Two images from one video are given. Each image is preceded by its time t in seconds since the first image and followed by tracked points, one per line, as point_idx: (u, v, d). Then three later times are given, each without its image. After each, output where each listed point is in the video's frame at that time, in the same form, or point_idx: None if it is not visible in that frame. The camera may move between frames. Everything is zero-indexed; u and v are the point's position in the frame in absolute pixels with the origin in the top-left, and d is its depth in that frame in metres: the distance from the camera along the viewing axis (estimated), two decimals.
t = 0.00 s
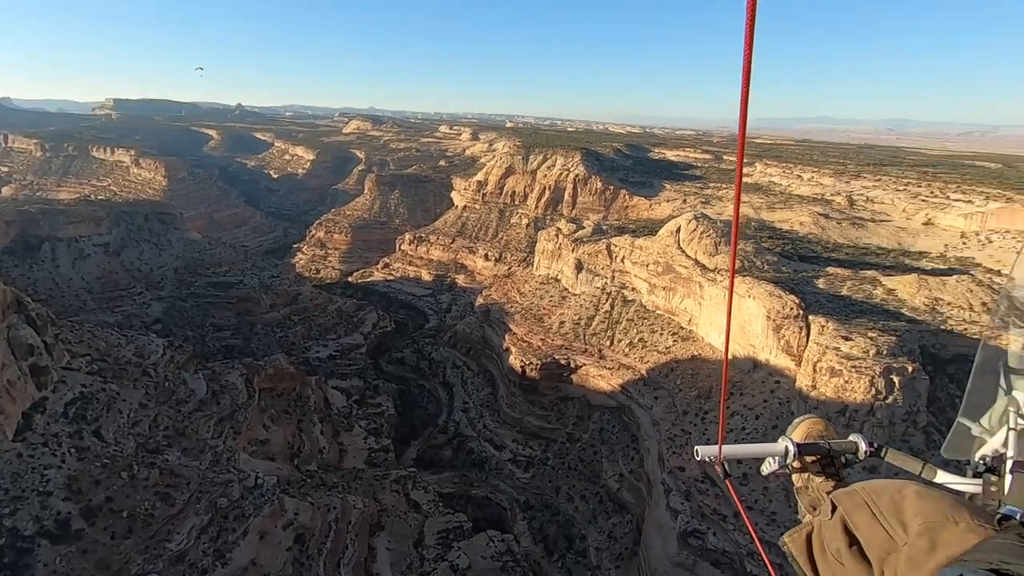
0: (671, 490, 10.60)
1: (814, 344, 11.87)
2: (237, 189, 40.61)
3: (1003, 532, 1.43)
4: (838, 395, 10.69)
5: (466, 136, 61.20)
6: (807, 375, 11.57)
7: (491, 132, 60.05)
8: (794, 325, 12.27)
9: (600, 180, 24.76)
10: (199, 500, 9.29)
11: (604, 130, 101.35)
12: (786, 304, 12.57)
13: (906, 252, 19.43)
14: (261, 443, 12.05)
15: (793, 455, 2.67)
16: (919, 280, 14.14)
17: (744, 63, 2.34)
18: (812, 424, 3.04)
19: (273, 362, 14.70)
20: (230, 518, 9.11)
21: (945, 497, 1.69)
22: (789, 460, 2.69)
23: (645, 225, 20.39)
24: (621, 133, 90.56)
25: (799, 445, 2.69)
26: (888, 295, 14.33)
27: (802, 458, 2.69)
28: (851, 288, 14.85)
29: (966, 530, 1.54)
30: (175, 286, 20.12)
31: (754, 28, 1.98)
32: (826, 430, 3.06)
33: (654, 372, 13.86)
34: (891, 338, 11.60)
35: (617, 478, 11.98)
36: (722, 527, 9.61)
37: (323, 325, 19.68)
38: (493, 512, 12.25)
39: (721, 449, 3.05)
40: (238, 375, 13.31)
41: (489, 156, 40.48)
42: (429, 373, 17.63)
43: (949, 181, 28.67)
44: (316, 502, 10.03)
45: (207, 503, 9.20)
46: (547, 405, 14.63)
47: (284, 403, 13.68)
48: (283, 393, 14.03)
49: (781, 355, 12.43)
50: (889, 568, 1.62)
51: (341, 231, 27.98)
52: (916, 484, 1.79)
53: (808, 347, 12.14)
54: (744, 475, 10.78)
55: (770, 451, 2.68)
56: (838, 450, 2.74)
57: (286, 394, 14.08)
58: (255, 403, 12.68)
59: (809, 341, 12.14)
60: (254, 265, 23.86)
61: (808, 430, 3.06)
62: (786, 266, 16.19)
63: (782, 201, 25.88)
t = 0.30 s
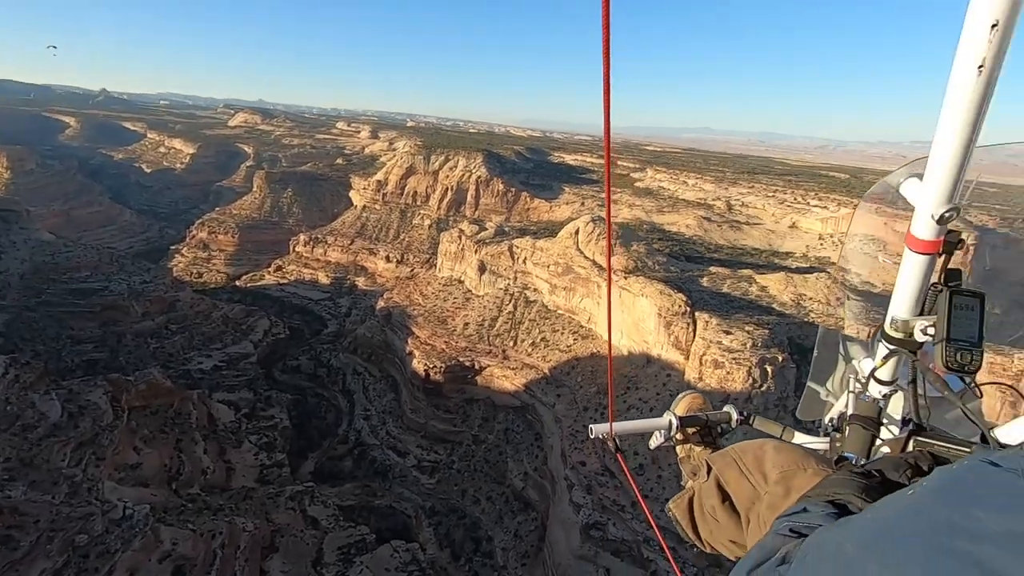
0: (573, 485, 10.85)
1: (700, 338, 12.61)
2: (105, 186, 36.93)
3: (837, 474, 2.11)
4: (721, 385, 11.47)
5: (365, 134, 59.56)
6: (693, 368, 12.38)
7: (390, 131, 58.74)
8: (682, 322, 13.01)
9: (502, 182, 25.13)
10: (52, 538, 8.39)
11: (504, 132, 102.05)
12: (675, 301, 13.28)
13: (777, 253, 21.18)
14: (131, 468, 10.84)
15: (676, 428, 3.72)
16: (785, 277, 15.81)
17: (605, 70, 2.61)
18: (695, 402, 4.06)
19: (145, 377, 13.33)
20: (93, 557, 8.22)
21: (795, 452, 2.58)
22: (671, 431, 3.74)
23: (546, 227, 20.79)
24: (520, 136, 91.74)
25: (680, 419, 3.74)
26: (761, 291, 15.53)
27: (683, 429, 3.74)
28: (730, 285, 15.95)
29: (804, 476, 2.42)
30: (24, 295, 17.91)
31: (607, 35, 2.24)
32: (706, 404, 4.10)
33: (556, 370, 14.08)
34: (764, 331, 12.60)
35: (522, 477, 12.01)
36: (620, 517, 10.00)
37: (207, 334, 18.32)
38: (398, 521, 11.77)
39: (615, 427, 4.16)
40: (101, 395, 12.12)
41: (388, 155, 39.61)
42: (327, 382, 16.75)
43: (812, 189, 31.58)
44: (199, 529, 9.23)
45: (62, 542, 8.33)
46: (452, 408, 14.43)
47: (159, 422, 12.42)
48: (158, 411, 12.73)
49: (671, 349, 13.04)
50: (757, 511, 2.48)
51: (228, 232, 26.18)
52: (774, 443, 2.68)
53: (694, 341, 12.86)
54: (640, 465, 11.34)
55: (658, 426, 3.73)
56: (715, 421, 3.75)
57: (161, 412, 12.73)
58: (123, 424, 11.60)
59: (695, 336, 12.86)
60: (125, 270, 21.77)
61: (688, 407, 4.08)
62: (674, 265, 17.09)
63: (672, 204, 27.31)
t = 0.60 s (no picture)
0: (503, 502, 10.71)
1: (623, 348, 12.72)
2: None
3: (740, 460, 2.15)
4: (644, 393, 11.60)
5: (280, 148, 57.51)
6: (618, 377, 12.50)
7: (308, 145, 57.04)
8: (607, 333, 13.17)
9: (425, 197, 24.89)
10: None
11: (426, 148, 101.62)
12: (598, 313, 13.38)
13: (692, 264, 21.99)
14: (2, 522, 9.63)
15: (602, 429, 3.74)
16: (699, 286, 16.45)
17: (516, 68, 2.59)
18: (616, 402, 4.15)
19: (25, 417, 12.08)
20: None
21: (706, 441, 2.63)
22: (596, 433, 3.78)
23: (470, 242, 20.61)
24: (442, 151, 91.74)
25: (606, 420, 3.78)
26: (678, 300, 16.00)
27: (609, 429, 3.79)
28: (650, 295, 16.34)
29: (717, 462, 2.50)
30: None
31: (518, 24, 2.19)
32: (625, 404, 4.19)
33: (485, 387, 13.85)
34: (682, 339, 12.92)
35: (453, 498, 11.70)
36: (552, 531, 9.94)
37: (100, 364, 17.10)
38: (322, 554, 11.11)
39: (542, 432, 4.32)
40: None
41: (306, 170, 38.33)
42: (240, 411, 15.83)
43: (722, 204, 33.23)
44: None
45: None
46: (378, 430, 13.89)
47: (43, 465, 11.26)
48: (41, 452, 11.45)
49: (597, 360, 13.19)
50: (677, 501, 2.52)
51: (128, 251, 24.34)
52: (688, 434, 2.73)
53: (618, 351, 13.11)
54: (569, 477, 11.28)
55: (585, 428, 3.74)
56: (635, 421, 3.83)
57: (45, 454, 11.50)
58: None
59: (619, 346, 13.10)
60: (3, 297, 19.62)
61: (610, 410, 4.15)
62: (596, 277, 17.34)
63: (592, 218, 27.89)
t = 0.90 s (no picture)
0: (470, 529, 10.44)
1: (586, 366, 12.64)
2: None
3: (701, 467, 2.43)
4: (609, 411, 11.53)
5: (233, 168, 56.05)
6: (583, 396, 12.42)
7: (263, 165, 55.71)
8: (570, 351, 13.07)
9: (384, 218, 24.59)
10: None
11: (385, 167, 100.87)
12: (561, 331, 13.24)
13: (652, 280, 22.19)
14: None
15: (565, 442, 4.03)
16: (659, 302, 16.58)
17: (475, 90, 2.50)
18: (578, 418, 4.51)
19: None
20: None
21: (666, 450, 2.93)
22: (561, 446, 4.04)
23: (431, 262, 20.36)
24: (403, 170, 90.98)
25: (568, 435, 4.06)
26: (639, 316, 16.09)
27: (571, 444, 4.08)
28: (612, 312, 16.39)
29: (678, 473, 2.79)
30: None
31: (475, 42, 2.12)
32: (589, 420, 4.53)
33: (448, 410, 13.54)
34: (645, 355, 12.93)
35: (416, 526, 11.42)
36: (518, 557, 9.71)
37: (34, 400, 16.10)
38: None
39: (507, 447, 4.35)
40: None
41: (260, 190, 37.37)
42: (190, 445, 15.10)
43: (679, 221, 33.81)
44: None
45: None
46: (337, 459, 13.53)
47: None
48: None
49: (561, 379, 13.09)
50: (642, 512, 2.79)
51: (68, 277, 23.12)
52: (650, 445, 3.01)
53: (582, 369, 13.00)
54: (536, 500, 11.08)
55: (547, 442, 4.02)
56: (598, 434, 4.18)
57: None
58: None
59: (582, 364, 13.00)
60: None
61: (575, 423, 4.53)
62: (558, 295, 17.31)
63: (553, 237, 27.95)
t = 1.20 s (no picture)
0: (448, 550, 10.19)
1: (563, 380, 12.44)
2: None
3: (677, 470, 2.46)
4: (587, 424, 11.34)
5: (200, 185, 54.91)
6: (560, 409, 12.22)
7: (232, 181, 54.74)
8: (547, 364, 12.89)
9: (356, 233, 24.29)
10: None
11: (357, 182, 100.43)
12: (537, 344, 13.10)
13: (627, 291, 22.20)
14: None
15: (540, 453, 3.90)
16: (634, 313, 16.57)
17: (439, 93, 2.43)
18: (553, 425, 4.38)
19: None
20: None
21: (641, 456, 2.77)
22: (536, 457, 3.90)
23: (404, 277, 20.07)
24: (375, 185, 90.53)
25: (544, 445, 3.93)
26: (615, 327, 16.02)
27: (546, 454, 3.95)
28: (587, 324, 16.27)
29: (654, 479, 2.63)
30: None
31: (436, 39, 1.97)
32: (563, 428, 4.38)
33: (424, 428, 13.18)
34: (621, 367, 12.81)
35: (393, 550, 11.24)
36: None
37: None
38: None
39: (481, 461, 4.11)
40: None
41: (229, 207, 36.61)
42: (153, 472, 14.55)
43: (652, 233, 34.07)
44: None
45: None
46: (309, 483, 13.09)
47: None
48: None
49: (538, 393, 12.87)
50: (618, 520, 2.63)
51: (24, 300, 22.21)
52: (625, 451, 2.85)
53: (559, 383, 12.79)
54: (516, 517, 10.80)
55: (521, 453, 3.87)
56: (574, 443, 4.05)
57: None
58: None
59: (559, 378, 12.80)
60: None
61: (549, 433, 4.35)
62: (534, 308, 17.16)
63: (527, 249, 27.87)
